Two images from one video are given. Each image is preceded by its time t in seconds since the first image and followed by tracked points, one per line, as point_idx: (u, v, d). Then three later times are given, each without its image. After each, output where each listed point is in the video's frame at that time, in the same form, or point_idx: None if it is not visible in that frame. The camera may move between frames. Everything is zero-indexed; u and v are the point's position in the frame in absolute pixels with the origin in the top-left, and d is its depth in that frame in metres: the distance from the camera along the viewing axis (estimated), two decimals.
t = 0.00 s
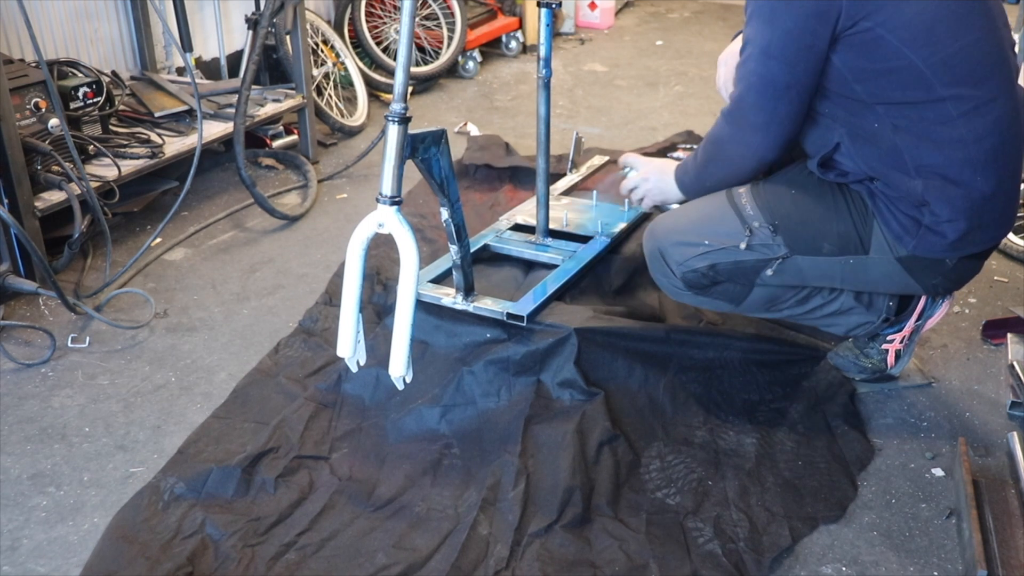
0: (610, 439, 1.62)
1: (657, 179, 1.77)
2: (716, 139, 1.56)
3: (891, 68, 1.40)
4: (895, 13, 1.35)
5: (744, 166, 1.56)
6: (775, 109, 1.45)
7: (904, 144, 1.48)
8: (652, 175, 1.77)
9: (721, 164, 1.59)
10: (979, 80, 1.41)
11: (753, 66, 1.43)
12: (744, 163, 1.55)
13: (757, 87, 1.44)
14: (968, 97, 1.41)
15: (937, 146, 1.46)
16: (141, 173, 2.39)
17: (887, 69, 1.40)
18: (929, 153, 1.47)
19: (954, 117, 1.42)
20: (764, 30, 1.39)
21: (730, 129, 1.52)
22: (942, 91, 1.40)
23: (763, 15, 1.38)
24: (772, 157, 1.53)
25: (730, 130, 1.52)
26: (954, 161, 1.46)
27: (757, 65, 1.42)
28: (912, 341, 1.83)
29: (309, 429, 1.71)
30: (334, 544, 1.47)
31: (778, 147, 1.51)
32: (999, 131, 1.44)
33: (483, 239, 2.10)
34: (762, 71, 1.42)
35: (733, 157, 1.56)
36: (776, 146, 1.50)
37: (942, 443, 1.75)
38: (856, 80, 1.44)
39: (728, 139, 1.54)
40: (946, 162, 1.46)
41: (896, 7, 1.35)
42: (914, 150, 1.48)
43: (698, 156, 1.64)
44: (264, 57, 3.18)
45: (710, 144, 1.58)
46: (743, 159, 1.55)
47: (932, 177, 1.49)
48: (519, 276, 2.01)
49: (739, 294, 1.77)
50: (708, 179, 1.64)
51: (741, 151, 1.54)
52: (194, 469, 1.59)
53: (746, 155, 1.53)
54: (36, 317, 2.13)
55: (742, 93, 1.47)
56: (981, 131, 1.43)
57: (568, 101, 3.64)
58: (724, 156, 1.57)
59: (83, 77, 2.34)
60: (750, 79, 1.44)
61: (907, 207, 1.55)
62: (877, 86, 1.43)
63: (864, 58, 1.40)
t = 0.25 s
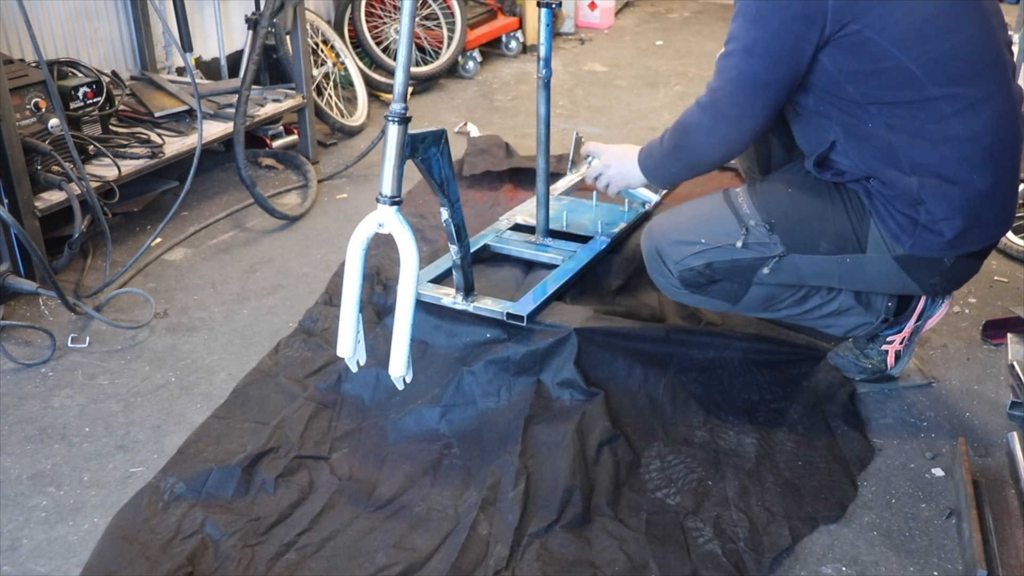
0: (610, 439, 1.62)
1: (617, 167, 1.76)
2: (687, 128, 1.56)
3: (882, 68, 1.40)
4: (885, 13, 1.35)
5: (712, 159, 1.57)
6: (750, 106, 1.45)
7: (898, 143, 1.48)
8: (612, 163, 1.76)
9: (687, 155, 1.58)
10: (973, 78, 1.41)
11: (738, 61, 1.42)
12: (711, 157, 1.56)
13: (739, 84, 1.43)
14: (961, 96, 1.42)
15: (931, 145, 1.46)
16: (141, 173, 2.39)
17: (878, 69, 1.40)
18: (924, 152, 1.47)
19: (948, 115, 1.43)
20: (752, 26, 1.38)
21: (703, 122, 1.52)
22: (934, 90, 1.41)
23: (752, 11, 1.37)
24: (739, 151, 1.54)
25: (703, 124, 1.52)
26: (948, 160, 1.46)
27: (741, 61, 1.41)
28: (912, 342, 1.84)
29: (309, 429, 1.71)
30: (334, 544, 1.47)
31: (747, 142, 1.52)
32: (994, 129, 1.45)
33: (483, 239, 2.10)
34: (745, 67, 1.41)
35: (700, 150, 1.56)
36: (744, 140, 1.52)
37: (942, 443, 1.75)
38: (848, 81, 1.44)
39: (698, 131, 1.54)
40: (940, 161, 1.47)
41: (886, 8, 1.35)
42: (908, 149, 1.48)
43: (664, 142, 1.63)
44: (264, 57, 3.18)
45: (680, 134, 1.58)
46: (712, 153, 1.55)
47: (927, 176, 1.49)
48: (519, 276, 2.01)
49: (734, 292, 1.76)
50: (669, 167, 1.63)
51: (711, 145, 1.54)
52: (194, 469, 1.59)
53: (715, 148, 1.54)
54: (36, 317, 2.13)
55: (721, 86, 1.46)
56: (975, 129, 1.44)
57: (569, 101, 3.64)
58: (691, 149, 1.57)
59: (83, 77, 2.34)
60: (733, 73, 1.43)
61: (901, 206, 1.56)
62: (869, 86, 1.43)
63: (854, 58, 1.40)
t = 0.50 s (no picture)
0: (610, 439, 1.62)
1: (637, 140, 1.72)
2: (684, 127, 1.58)
3: (872, 70, 1.40)
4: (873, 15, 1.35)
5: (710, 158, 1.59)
6: (743, 109, 1.47)
7: (891, 144, 1.48)
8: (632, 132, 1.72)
9: (686, 152, 1.61)
10: (966, 77, 1.40)
11: (730, 64, 1.43)
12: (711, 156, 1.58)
13: (731, 86, 1.45)
14: (953, 96, 1.41)
15: (925, 144, 1.46)
16: (141, 173, 2.39)
17: (868, 70, 1.40)
18: (917, 151, 1.47)
19: (940, 116, 1.42)
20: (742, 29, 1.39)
21: (700, 124, 1.54)
22: (925, 91, 1.40)
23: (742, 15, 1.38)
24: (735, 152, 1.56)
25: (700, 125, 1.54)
26: (943, 159, 1.46)
27: (733, 65, 1.43)
28: (912, 342, 1.83)
29: (309, 429, 1.71)
30: (334, 544, 1.47)
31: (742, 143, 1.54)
32: (988, 127, 1.44)
33: (483, 239, 2.10)
34: (736, 70, 1.43)
35: (698, 150, 1.58)
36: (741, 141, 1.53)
37: (942, 444, 1.75)
38: (839, 83, 1.44)
39: (694, 131, 1.56)
40: (935, 160, 1.46)
41: (873, 10, 1.35)
42: (902, 149, 1.48)
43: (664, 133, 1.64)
44: (264, 57, 3.18)
45: (680, 132, 1.60)
46: (708, 153, 1.58)
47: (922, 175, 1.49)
48: (519, 276, 2.01)
49: (733, 288, 1.78)
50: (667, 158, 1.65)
51: (709, 145, 1.56)
52: (194, 469, 1.59)
53: (711, 148, 1.56)
54: (36, 317, 2.13)
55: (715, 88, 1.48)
56: (968, 129, 1.43)
57: (569, 101, 3.64)
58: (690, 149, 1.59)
59: (82, 77, 2.34)
60: (725, 76, 1.45)
61: (897, 203, 1.55)
62: (860, 87, 1.43)
63: (844, 61, 1.40)
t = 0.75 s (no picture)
0: (610, 439, 1.62)
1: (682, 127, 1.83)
2: (754, 149, 1.52)
3: (916, 62, 1.41)
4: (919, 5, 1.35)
5: (798, 177, 1.49)
6: (815, 120, 1.39)
7: (923, 141, 1.50)
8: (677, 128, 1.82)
9: (763, 174, 1.54)
10: (992, 72, 1.43)
11: (785, 76, 1.39)
12: (797, 175, 1.49)
13: (791, 98, 1.40)
14: (985, 90, 1.44)
15: (955, 142, 1.47)
16: (141, 173, 2.39)
17: (909, 61, 1.41)
18: (948, 149, 1.49)
19: (973, 110, 1.45)
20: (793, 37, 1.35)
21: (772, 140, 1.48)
22: (960, 84, 1.42)
23: (790, 24, 1.35)
24: (828, 166, 1.45)
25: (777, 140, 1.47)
26: (972, 156, 1.48)
27: (788, 76, 1.38)
28: (915, 345, 1.83)
29: (309, 429, 1.71)
30: (334, 544, 1.47)
31: (836, 156, 1.44)
32: (1011, 124, 1.47)
33: (483, 239, 2.10)
34: (793, 81, 1.38)
35: (779, 168, 1.50)
36: (831, 154, 1.43)
37: (942, 444, 1.75)
38: (882, 74, 1.44)
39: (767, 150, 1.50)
40: (965, 158, 1.48)
41: None
42: (933, 146, 1.49)
43: (732, 158, 1.59)
44: (264, 57, 3.18)
45: (752, 152, 1.53)
46: (795, 171, 1.48)
47: (951, 173, 1.50)
48: (519, 276, 2.01)
49: (754, 299, 1.74)
50: (742, 186, 1.59)
51: (790, 162, 1.48)
52: (193, 469, 1.59)
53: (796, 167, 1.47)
54: (36, 317, 2.13)
55: (778, 103, 1.43)
56: (996, 124, 1.46)
57: (568, 101, 3.64)
58: (769, 167, 1.51)
59: (83, 77, 2.34)
60: (782, 89, 1.41)
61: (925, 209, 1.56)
62: (899, 81, 1.44)
63: (890, 51, 1.40)
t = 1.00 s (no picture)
0: (610, 439, 1.62)
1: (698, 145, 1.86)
2: (764, 151, 1.52)
3: (930, 57, 1.41)
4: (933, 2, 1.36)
5: (806, 178, 1.50)
6: (828, 120, 1.40)
7: (933, 138, 1.50)
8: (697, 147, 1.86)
9: (772, 176, 1.54)
10: (997, 69, 1.45)
11: (797, 76, 1.39)
12: (806, 175, 1.49)
13: (804, 98, 1.40)
14: (991, 87, 1.45)
15: (965, 140, 1.48)
16: (141, 173, 2.39)
17: (922, 59, 1.41)
18: (957, 146, 1.49)
19: (982, 106, 1.46)
20: (804, 37, 1.36)
21: (782, 141, 1.48)
22: (970, 81, 1.43)
23: (802, 24, 1.36)
24: (838, 166, 1.46)
25: (787, 141, 1.47)
26: (981, 152, 1.49)
27: (800, 75, 1.39)
28: (916, 344, 1.82)
29: (309, 429, 1.71)
30: (334, 544, 1.47)
31: (847, 156, 1.44)
32: (1015, 120, 1.49)
33: (483, 239, 2.10)
34: (805, 80, 1.38)
35: (787, 169, 1.50)
36: (842, 155, 1.44)
37: (942, 444, 1.75)
38: (896, 72, 1.44)
39: (777, 151, 1.50)
40: (973, 155, 1.49)
41: None
42: (943, 143, 1.50)
43: (740, 161, 1.59)
44: (264, 57, 3.18)
45: (760, 154, 1.53)
46: (803, 172, 1.49)
47: (960, 170, 1.51)
48: (519, 276, 2.01)
49: (762, 298, 1.73)
50: (750, 188, 1.59)
51: (799, 163, 1.48)
52: (193, 469, 1.59)
53: (806, 167, 1.48)
54: (36, 317, 2.13)
55: (789, 103, 1.43)
56: (1003, 120, 1.48)
57: (568, 101, 3.64)
58: (778, 168, 1.52)
59: (83, 77, 2.34)
60: (793, 89, 1.41)
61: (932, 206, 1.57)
62: (910, 79, 1.44)
63: (905, 47, 1.40)
